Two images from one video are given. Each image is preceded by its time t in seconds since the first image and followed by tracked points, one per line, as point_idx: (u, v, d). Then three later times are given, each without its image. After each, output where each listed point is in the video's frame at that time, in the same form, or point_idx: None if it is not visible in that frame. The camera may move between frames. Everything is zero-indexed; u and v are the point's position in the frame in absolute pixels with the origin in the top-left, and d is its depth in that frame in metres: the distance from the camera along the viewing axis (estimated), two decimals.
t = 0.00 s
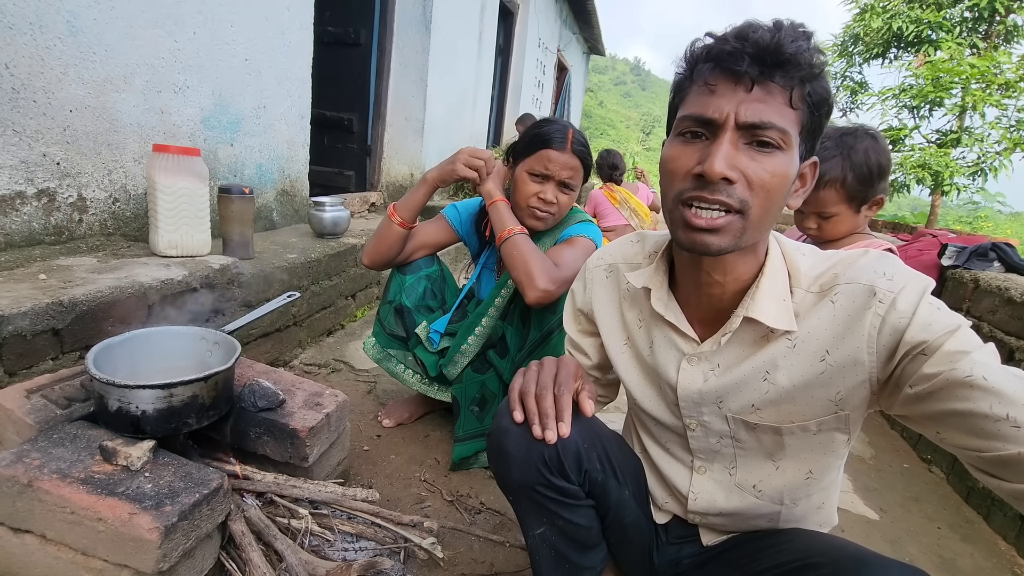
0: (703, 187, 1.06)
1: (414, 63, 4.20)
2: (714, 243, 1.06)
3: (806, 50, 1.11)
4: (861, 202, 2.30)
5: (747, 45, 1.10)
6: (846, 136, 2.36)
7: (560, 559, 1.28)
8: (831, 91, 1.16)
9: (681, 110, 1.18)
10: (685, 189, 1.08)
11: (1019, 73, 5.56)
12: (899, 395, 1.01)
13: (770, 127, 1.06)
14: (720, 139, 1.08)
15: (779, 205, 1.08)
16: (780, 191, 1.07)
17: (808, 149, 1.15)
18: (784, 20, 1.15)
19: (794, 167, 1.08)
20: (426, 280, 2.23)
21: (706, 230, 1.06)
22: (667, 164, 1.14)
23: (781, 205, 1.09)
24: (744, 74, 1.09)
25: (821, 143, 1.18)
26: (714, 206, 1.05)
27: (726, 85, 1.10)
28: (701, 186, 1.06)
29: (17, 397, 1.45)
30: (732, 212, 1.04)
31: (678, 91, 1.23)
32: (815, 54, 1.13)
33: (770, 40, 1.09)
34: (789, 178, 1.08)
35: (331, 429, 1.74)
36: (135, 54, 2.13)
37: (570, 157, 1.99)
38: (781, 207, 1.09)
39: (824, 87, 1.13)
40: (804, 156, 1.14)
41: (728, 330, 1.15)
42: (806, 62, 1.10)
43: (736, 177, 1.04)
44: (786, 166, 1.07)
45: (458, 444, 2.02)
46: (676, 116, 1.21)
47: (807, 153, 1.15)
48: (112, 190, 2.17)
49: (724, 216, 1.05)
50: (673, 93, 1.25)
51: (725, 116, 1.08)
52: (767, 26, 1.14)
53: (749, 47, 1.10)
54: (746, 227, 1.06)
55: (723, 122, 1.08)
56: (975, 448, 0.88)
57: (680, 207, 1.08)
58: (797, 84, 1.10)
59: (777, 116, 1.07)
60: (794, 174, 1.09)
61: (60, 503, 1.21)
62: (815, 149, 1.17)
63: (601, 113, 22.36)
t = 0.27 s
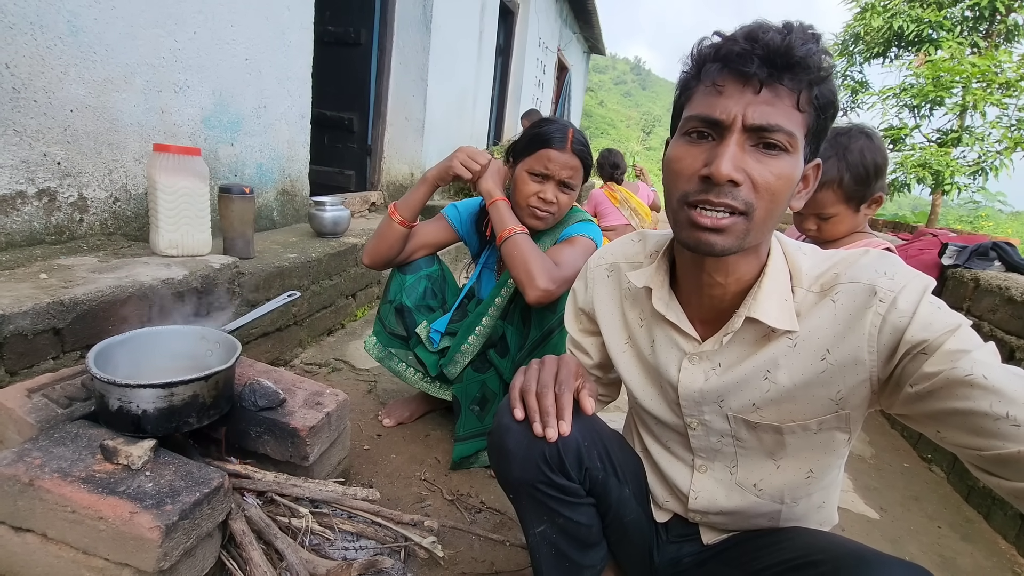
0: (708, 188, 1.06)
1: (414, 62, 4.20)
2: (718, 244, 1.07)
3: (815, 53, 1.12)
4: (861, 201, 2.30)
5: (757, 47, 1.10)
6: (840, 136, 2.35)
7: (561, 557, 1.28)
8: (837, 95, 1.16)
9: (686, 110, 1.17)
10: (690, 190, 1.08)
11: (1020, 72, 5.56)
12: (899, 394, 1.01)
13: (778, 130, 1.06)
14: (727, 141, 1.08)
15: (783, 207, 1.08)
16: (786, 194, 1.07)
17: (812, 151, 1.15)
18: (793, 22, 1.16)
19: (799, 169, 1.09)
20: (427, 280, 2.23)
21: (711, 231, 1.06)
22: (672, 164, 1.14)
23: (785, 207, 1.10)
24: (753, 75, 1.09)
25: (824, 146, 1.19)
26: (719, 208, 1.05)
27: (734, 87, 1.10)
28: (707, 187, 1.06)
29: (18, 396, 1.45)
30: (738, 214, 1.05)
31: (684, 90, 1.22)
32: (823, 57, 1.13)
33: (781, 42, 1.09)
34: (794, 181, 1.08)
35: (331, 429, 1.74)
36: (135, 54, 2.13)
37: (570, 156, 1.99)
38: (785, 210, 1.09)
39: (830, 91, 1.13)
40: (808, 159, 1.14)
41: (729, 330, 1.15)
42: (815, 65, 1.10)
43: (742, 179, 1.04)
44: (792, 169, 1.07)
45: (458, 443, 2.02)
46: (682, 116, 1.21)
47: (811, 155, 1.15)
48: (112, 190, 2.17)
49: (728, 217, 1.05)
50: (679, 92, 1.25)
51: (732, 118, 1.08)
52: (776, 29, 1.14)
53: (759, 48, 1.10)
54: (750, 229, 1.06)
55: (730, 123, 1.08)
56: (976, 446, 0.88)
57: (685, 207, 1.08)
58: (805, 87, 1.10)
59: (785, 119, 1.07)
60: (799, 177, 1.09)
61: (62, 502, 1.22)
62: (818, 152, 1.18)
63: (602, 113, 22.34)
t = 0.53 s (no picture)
0: (710, 186, 1.06)
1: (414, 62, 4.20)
2: (719, 244, 1.07)
3: (819, 53, 1.12)
4: (856, 199, 2.30)
5: (762, 45, 1.10)
6: (839, 135, 2.36)
7: (560, 554, 1.29)
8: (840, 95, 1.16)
9: (689, 108, 1.17)
10: (692, 189, 1.08)
11: (1020, 72, 5.56)
12: (898, 392, 1.01)
13: (780, 129, 1.06)
14: (729, 139, 1.08)
15: (785, 207, 1.08)
16: (787, 194, 1.07)
17: (813, 150, 1.15)
18: (797, 21, 1.16)
19: (800, 169, 1.09)
20: (426, 279, 2.24)
21: (712, 231, 1.06)
22: (674, 163, 1.14)
23: (787, 206, 1.10)
24: (756, 74, 1.09)
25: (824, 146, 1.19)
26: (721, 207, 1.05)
27: (738, 85, 1.10)
28: (708, 186, 1.06)
29: (18, 395, 1.45)
30: (739, 214, 1.05)
31: (686, 88, 1.23)
32: (826, 57, 1.13)
33: (785, 41, 1.09)
34: (796, 180, 1.08)
35: (331, 427, 1.74)
36: (134, 53, 2.13)
37: (570, 155, 1.99)
38: (787, 209, 1.09)
39: (833, 90, 1.13)
40: (810, 158, 1.14)
41: (729, 329, 1.15)
42: (819, 65, 1.10)
43: (744, 178, 1.04)
44: (793, 169, 1.07)
45: (458, 442, 2.03)
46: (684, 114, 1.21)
47: (812, 154, 1.15)
48: (112, 189, 2.17)
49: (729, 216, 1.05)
50: (680, 90, 1.25)
51: (736, 117, 1.08)
52: (780, 27, 1.15)
53: (763, 47, 1.10)
54: (751, 228, 1.06)
55: (733, 122, 1.08)
56: (973, 443, 0.88)
57: (686, 206, 1.09)
58: (808, 86, 1.10)
59: (787, 119, 1.07)
60: (801, 176, 1.10)
61: (62, 500, 1.22)
62: (819, 152, 1.18)
63: (602, 112, 22.33)
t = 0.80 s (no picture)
0: (706, 187, 1.06)
1: (413, 61, 4.20)
2: (714, 246, 1.07)
3: (815, 51, 1.12)
4: (846, 198, 2.30)
5: (756, 45, 1.10)
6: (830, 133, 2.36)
7: (559, 554, 1.29)
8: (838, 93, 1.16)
9: (685, 108, 1.18)
10: (688, 190, 1.08)
11: (1018, 71, 5.56)
12: (896, 391, 1.01)
13: (776, 129, 1.06)
14: (725, 140, 1.08)
15: (782, 207, 1.08)
16: (784, 194, 1.07)
17: (811, 149, 1.15)
18: (792, 19, 1.16)
19: (798, 168, 1.09)
20: (425, 278, 2.23)
21: (708, 233, 1.07)
22: (671, 163, 1.14)
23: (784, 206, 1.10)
24: (751, 74, 1.09)
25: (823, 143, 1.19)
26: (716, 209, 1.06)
27: (733, 85, 1.10)
28: (704, 188, 1.06)
29: (17, 394, 1.45)
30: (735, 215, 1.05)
31: (683, 87, 1.23)
32: (823, 55, 1.13)
33: (780, 40, 1.09)
34: (793, 180, 1.08)
35: (330, 427, 1.74)
36: (133, 52, 2.13)
37: (570, 155, 1.99)
38: (784, 209, 1.09)
39: (830, 88, 1.13)
40: (808, 156, 1.14)
41: (728, 328, 1.15)
42: (815, 63, 1.10)
43: (740, 179, 1.04)
44: (791, 168, 1.07)
45: (457, 441, 2.03)
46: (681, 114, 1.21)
47: (811, 152, 1.15)
48: (111, 188, 2.17)
49: (724, 222, 1.06)
50: (678, 89, 1.25)
51: (731, 117, 1.08)
52: (775, 26, 1.15)
53: (758, 47, 1.10)
54: (747, 229, 1.06)
55: (729, 123, 1.08)
56: (971, 442, 0.88)
57: (683, 208, 1.09)
58: (805, 85, 1.10)
59: (783, 118, 1.07)
60: (798, 176, 1.09)
61: (60, 499, 1.22)
62: (818, 150, 1.18)
63: (601, 112, 22.33)
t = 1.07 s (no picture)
0: (702, 183, 1.06)
1: (413, 61, 4.20)
2: (710, 241, 1.07)
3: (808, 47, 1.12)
4: (841, 198, 2.30)
5: (750, 41, 1.11)
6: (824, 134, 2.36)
7: (558, 554, 1.29)
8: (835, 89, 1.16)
9: (682, 105, 1.18)
10: (684, 186, 1.09)
11: (1017, 71, 5.57)
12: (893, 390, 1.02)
13: (771, 124, 1.07)
14: (720, 136, 1.08)
15: (778, 201, 1.08)
16: (780, 187, 1.07)
17: (809, 146, 1.15)
18: (789, 16, 1.16)
19: (794, 164, 1.09)
20: (424, 278, 2.23)
21: (703, 227, 1.07)
22: (668, 160, 1.15)
23: (781, 202, 1.09)
24: (745, 70, 1.09)
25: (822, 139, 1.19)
26: (710, 204, 1.06)
27: (727, 82, 1.11)
28: (699, 183, 1.06)
29: (15, 394, 1.45)
30: (729, 210, 1.05)
31: (681, 85, 1.23)
32: (817, 51, 1.13)
33: (772, 36, 1.10)
34: (789, 175, 1.08)
35: (329, 426, 1.74)
36: (132, 52, 2.13)
37: (569, 155, 2.00)
38: (780, 204, 1.09)
39: (828, 85, 1.13)
40: (806, 153, 1.14)
41: (726, 325, 1.15)
42: (810, 58, 1.10)
43: (734, 174, 1.04)
44: (786, 163, 1.08)
45: (457, 441, 2.03)
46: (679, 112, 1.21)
47: (809, 149, 1.15)
48: (109, 188, 2.17)
49: (720, 214, 1.05)
50: (676, 87, 1.26)
51: (725, 114, 1.08)
52: (771, 23, 1.15)
53: (752, 43, 1.10)
54: (742, 225, 1.06)
55: (723, 119, 1.09)
56: (968, 442, 0.89)
57: (678, 204, 1.09)
58: (801, 80, 1.10)
59: (778, 114, 1.07)
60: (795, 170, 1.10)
61: (59, 499, 1.22)
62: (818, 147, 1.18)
63: (601, 112, 22.33)
